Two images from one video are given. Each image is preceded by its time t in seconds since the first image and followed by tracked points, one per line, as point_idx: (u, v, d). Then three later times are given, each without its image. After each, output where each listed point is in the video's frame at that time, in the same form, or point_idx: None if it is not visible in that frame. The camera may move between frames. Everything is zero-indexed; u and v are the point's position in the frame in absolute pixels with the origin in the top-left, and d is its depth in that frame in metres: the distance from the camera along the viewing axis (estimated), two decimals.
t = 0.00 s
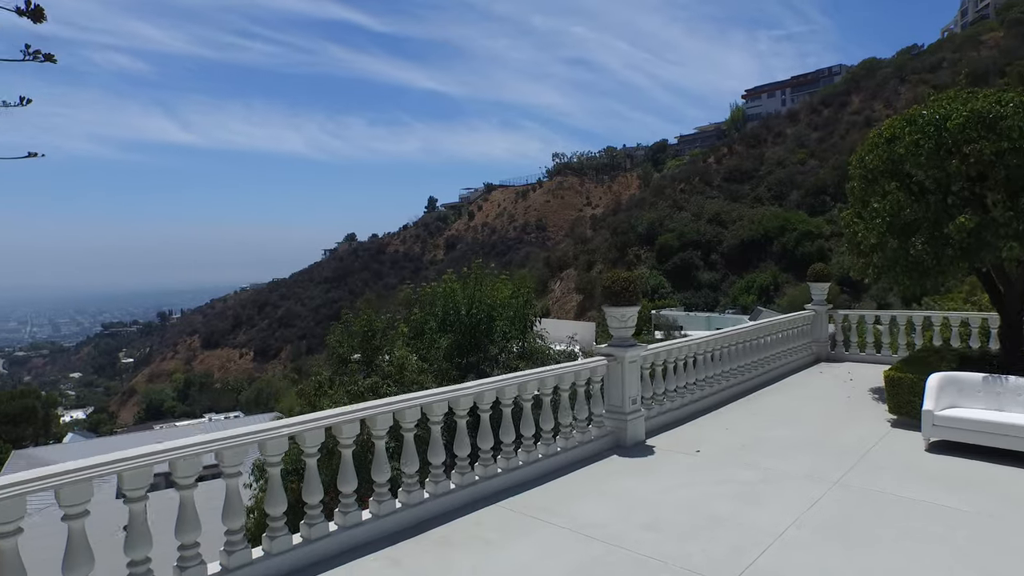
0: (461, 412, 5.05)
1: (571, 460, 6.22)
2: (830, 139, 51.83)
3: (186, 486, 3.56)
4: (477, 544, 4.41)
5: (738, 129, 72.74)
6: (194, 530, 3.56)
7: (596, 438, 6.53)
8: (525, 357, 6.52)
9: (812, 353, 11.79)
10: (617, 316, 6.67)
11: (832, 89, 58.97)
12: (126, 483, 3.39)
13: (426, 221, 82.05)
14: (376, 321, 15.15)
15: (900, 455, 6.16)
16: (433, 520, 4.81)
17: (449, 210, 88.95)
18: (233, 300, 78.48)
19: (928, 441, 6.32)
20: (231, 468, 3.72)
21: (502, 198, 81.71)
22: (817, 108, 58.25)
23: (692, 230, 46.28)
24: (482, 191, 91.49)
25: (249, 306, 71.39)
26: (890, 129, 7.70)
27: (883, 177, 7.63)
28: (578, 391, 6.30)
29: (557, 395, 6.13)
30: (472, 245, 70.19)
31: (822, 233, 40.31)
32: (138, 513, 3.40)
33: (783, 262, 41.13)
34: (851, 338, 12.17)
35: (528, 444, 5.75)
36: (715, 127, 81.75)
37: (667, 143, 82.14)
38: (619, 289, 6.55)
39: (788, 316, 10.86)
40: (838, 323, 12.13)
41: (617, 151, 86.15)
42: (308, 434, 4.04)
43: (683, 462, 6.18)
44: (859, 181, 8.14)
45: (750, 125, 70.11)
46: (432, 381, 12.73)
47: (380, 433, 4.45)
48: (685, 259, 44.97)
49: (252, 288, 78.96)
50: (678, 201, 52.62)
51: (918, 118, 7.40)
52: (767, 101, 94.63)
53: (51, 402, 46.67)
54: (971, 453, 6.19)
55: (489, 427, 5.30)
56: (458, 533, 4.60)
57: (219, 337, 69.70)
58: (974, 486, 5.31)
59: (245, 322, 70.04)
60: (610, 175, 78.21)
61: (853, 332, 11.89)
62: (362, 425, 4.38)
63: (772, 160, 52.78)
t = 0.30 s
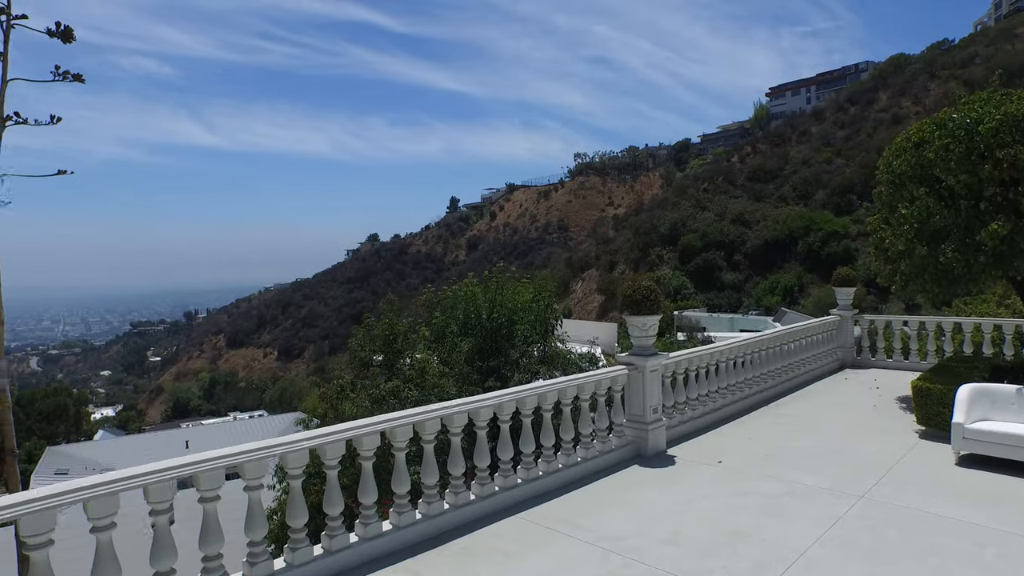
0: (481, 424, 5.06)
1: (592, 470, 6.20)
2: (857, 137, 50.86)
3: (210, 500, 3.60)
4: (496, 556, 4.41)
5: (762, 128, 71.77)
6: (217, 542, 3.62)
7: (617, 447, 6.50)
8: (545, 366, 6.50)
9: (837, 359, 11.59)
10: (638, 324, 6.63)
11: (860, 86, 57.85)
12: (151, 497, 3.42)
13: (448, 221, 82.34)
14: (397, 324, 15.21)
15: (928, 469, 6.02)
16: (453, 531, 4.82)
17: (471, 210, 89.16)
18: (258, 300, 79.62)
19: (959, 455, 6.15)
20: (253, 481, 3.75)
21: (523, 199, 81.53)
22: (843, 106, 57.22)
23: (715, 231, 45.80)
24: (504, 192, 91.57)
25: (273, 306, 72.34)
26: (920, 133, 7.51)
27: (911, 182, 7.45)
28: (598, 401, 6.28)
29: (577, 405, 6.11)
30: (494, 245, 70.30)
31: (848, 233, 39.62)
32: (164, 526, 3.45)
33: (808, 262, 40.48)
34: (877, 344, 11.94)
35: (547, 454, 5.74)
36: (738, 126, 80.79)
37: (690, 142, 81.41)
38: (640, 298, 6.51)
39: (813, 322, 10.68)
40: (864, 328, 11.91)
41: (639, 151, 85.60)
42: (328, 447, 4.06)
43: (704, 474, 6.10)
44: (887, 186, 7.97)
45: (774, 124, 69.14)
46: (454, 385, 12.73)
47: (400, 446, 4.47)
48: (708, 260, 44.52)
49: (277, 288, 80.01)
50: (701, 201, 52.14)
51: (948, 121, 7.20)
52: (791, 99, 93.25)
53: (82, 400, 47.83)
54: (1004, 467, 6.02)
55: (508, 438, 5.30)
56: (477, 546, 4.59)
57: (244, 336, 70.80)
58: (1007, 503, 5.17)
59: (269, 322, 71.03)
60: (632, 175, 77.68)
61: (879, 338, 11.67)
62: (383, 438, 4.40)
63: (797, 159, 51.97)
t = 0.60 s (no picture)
0: (505, 434, 5.08)
1: (617, 480, 6.18)
2: (887, 135, 49.77)
3: (239, 511, 3.64)
4: (521, 568, 4.42)
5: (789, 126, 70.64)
6: (246, 551, 3.67)
7: (641, 456, 6.47)
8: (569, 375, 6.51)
9: (866, 366, 11.38)
10: (663, 333, 6.59)
11: (890, 82, 56.60)
12: (184, 508, 3.47)
13: (472, 222, 82.61)
14: (421, 328, 15.28)
15: (962, 482, 5.90)
16: (477, 542, 4.85)
17: (495, 211, 89.31)
18: (284, 300, 80.87)
19: (994, 469, 6.00)
20: (281, 492, 3.80)
21: (547, 199, 81.33)
22: (873, 103, 56.09)
23: (741, 231, 45.26)
24: (528, 192, 91.58)
25: (298, 306, 73.39)
26: (953, 137, 7.32)
27: (944, 187, 7.28)
28: (623, 411, 6.26)
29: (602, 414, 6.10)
30: (518, 246, 70.37)
31: (877, 233, 38.77)
32: (196, 537, 3.50)
33: (836, 262, 39.73)
34: (908, 351, 11.70)
35: (572, 464, 5.75)
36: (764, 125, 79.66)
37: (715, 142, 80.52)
38: (665, 307, 6.48)
39: (842, 328, 10.51)
40: (894, 335, 11.68)
41: (663, 150, 84.90)
42: (354, 459, 4.11)
43: (730, 485, 6.03)
44: (918, 190, 7.79)
45: (802, 122, 68.05)
46: (478, 389, 12.79)
47: (425, 457, 4.51)
48: (733, 260, 43.98)
49: (303, 288, 81.08)
50: (727, 200, 51.59)
51: (984, 125, 6.98)
52: (819, 96, 91.68)
53: (116, 398, 49.03)
54: None
55: (532, 449, 5.31)
56: (501, 557, 4.60)
57: (270, 336, 71.98)
58: None
59: (295, 322, 72.10)
60: (656, 175, 77.14)
61: (909, 344, 11.43)
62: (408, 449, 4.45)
63: (824, 157, 51.06)
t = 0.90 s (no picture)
0: (535, 445, 5.08)
1: (646, 490, 6.14)
2: (925, 131, 48.41)
3: (274, 520, 3.70)
4: None
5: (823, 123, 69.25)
6: (280, 560, 3.73)
7: (672, 466, 6.42)
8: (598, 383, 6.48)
9: (904, 373, 11.09)
10: (694, 342, 6.53)
11: (929, 78, 55.05)
12: (223, 517, 3.53)
13: (500, 222, 82.80)
14: (451, 332, 15.37)
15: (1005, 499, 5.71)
16: (506, 551, 4.87)
17: (523, 211, 89.34)
18: (315, 300, 82.14)
19: None
20: (314, 502, 3.85)
21: (575, 199, 81.01)
22: (910, 99, 54.60)
23: (772, 231, 44.53)
24: (556, 192, 91.38)
25: (329, 306, 74.52)
26: (998, 140, 7.06)
27: (989, 192, 7.05)
28: (653, 421, 6.21)
29: (632, 424, 6.07)
30: (546, 246, 70.36)
31: (915, 233, 37.68)
32: (232, 546, 3.55)
33: (871, 262, 38.80)
34: (948, 358, 11.37)
35: (601, 474, 5.72)
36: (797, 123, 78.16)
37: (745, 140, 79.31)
38: (696, 316, 6.41)
39: (878, 334, 10.27)
40: (932, 341, 11.38)
41: (693, 150, 83.92)
42: (386, 470, 4.16)
43: (762, 496, 5.95)
44: (960, 195, 7.54)
45: (836, 119, 66.63)
46: (507, 394, 12.81)
47: (455, 468, 4.54)
48: (765, 260, 43.27)
49: (334, 289, 82.23)
50: (758, 200, 50.82)
51: None
52: (853, 92, 89.67)
53: (153, 395, 50.37)
54: None
55: (562, 459, 5.31)
56: (529, 569, 4.59)
57: (302, 336, 73.19)
58: None
59: (326, 321, 73.18)
60: (685, 175, 76.37)
61: (950, 351, 11.10)
62: (438, 461, 4.47)
63: (859, 156, 49.92)
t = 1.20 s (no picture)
0: (563, 456, 5.08)
1: (676, 501, 6.08)
2: (966, 127, 46.95)
3: (306, 531, 3.77)
4: None
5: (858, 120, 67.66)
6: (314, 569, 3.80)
7: (701, 476, 6.35)
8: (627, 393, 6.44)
9: (942, 381, 10.80)
10: (724, 352, 6.47)
11: (970, 72, 53.34)
12: (257, 527, 3.60)
13: (528, 223, 82.79)
14: (479, 335, 15.44)
15: None
16: (533, 562, 4.88)
17: (551, 211, 89.18)
18: (345, 300, 83.24)
19: None
20: (345, 513, 3.91)
21: (603, 199, 80.50)
22: (950, 94, 53.00)
23: (805, 231, 43.73)
24: (584, 192, 91.03)
25: (359, 306, 75.47)
26: None
27: None
28: (682, 431, 6.16)
29: (660, 434, 6.03)
30: (575, 246, 70.22)
31: (955, 233, 36.44)
32: (266, 556, 3.62)
33: (907, 262, 37.81)
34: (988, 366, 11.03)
35: (629, 484, 5.69)
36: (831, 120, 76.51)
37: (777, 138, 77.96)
38: (726, 326, 6.34)
39: (915, 341, 10.02)
40: (972, 348, 11.05)
41: (723, 148, 82.79)
42: (416, 481, 4.21)
43: (793, 509, 5.85)
44: (1003, 200, 7.30)
45: (871, 116, 65.04)
46: (535, 398, 12.82)
47: (484, 479, 4.57)
48: (797, 261, 42.47)
49: (363, 289, 83.21)
50: (789, 200, 49.95)
51: None
52: (889, 88, 87.40)
53: (187, 393, 51.61)
54: None
55: (590, 470, 5.29)
56: None
57: (332, 335, 74.20)
58: None
59: (355, 321, 74.12)
60: (715, 174, 75.46)
61: (991, 358, 10.75)
62: (467, 472, 4.51)
63: (896, 153, 48.64)
